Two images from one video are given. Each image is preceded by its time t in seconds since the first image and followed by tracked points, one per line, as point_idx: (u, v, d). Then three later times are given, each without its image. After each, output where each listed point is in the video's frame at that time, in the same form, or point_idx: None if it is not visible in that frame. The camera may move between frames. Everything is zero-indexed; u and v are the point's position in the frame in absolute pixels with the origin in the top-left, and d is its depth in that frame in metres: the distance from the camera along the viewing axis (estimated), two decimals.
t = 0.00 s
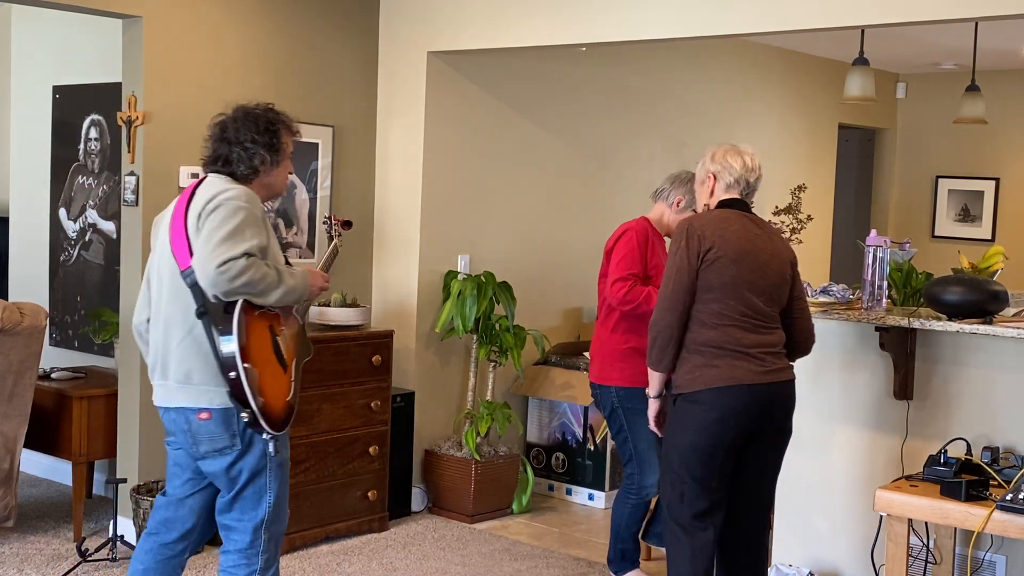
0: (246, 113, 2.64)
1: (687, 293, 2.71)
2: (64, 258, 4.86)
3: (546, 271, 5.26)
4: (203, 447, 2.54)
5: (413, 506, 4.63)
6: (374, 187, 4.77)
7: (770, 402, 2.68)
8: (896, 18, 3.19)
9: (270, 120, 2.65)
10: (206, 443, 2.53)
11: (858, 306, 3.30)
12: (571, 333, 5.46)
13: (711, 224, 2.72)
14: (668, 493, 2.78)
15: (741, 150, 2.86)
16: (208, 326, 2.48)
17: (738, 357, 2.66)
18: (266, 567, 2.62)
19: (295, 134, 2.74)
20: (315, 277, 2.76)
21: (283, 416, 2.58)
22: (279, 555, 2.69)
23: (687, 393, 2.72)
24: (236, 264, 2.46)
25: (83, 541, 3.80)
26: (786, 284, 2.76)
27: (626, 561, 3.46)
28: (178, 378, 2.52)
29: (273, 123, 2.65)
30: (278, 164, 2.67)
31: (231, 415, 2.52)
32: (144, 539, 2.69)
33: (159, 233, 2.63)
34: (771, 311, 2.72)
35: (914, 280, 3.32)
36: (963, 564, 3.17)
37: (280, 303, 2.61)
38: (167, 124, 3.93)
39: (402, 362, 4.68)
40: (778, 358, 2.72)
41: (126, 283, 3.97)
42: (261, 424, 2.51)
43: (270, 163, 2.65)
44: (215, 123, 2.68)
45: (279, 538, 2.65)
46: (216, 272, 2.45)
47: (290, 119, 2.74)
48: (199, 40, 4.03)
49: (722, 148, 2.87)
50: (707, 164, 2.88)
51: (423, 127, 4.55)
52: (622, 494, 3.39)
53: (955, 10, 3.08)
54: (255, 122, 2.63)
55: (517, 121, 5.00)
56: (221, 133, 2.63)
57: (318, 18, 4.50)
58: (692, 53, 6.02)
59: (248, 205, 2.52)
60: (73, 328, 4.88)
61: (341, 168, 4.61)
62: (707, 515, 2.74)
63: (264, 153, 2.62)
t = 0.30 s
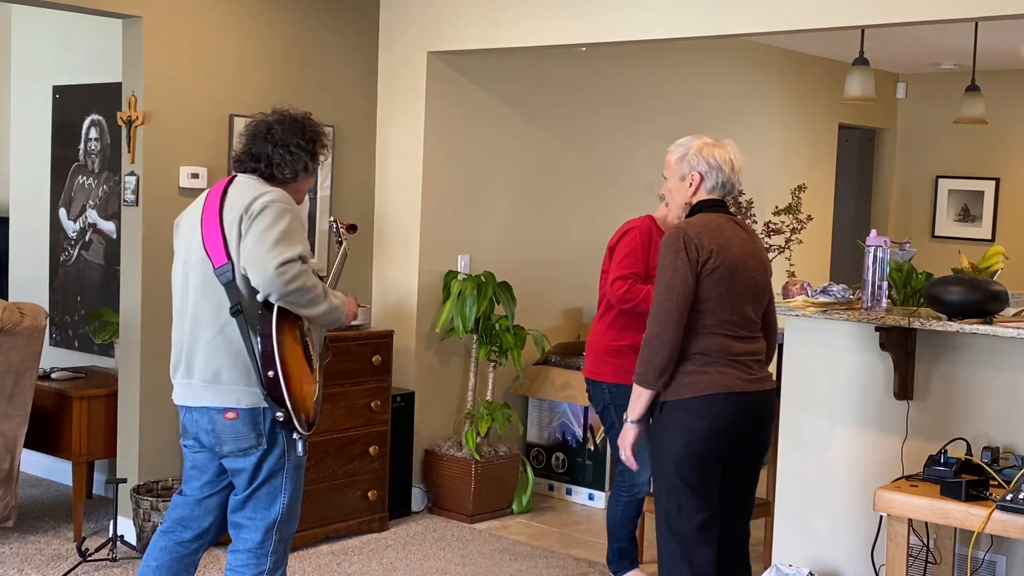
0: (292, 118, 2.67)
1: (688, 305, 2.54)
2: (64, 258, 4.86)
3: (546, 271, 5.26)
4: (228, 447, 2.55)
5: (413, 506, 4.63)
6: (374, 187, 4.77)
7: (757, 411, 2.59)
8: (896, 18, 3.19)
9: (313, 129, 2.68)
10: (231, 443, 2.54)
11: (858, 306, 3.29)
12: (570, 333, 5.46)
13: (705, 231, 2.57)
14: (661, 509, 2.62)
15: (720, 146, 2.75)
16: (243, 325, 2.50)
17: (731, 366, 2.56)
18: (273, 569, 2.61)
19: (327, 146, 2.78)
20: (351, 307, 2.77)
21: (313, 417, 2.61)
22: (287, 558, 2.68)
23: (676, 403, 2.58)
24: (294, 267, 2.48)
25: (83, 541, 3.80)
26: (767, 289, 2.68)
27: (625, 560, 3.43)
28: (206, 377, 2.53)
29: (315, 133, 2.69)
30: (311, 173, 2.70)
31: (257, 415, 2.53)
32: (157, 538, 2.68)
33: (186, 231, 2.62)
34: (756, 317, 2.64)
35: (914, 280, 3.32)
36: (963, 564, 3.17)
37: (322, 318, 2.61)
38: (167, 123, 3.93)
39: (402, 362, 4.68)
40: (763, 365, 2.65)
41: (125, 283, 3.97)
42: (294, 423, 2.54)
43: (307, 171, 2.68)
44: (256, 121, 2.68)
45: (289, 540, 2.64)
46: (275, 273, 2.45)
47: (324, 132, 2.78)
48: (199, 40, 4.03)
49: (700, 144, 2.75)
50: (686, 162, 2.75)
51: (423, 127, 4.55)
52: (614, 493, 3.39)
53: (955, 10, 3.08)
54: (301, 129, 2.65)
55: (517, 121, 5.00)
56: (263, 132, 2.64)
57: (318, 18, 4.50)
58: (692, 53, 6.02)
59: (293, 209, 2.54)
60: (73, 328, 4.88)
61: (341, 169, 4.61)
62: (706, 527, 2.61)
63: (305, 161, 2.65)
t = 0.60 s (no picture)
0: (295, 118, 2.67)
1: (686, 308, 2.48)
2: (64, 258, 4.86)
3: (546, 271, 5.26)
4: (226, 446, 2.55)
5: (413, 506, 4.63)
6: (374, 187, 4.77)
7: (745, 417, 2.58)
8: (896, 19, 3.19)
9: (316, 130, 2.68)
10: (229, 443, 2.54)
11: (858, 306, 3.29)
12: (570, 333, 5.45)
13: (696, 232, 2.53)
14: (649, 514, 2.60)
15: (702, 142, 2.71)
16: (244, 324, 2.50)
17: (722, 371, 2.54)
18: (270, 569, 2.61)
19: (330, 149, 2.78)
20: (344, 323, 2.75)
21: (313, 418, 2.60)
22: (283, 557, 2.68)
23: (668, 410, 2.54)
24: (307, 273, 2.49)
25: (83, 541, 3.80)
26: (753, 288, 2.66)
27: (624, 557, 3.41)
28: (205, 376, 2.53)
29: (318, 134, 2.69)
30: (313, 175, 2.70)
31: (257, 415, 2.54)
32: (154, 537, 2.68)
33: (189, 230, 2.62)
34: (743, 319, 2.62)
35: (914, 280, 3.32)
36: (963, 563, 3.18)
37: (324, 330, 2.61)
38: (167, 123, 3.93)
39: (402, 362, 4.67)
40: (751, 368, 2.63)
41: (125, 283, 3.97)
42: (295, 423, 2.53)
43: (308, 173, 2.68)
44: (259, 121, 2.68)
45: (286, 540, 2.64)
46: (292, 279, 2.46)
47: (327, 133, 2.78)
48: (198, 40, 4.03)
49: (682, 141, 2.71)
50: (668, 160, 2.71)
51: (423, 127, 4.55)
52: (613, 488, 3.38)
53: (955, 10, 3.07)
54: (304, 129, 2.65)
55: (517, 121, 5.00)
56: (265, 131, 2.64)
57: (317, 18, 4.50)
58: (693, 52, 6.02)
59: (299, 214, 2.55)
60: (73, 328, 4.88)
61: (341, 168, 4.61)
62: (697, 534, 2.58)
63: (307, 162, 2.65)
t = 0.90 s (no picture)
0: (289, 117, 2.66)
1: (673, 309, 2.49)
2: (64, 258, 4.86)
3: (546, 271, 5.26)
4: (218, 447, 2.55)
5: (413, 506, 4.63)
6: (374, 187, 4.77)
7: (744, 415, 2.58)
8: (896, 19, 3.19)
9: (311, 128, 2.68)
10: (221, 443, 2.54)
11: (858, 306, 3.29)
12: (570, 333, 5.45)
13: (685, 232, 2.52)
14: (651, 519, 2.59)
15: (693, 138, 2.69)
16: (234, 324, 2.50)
17: (719, 370, 2.54)
18: (262, 570, 2.61)
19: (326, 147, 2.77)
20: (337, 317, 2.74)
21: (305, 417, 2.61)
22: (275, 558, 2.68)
23: (667, 411, 2.54)
24: (294, 274, 2.48)
25: (83, 541, 3.80)
26: (749, 285, 2.65)
27: (625, 555, 3.36)
28: (197, 377, 2.53)
29: (313, 132, 2.68)
30: (308, 173, 2.70)
31: (248, 416, 2.54)
32: (151, 536, 2.68)
33: (182, 232, 2.62)
34: (739, 317, 2.61)
35: (914, 280, 3.32)
36: (963, 564, 3.17)
37: (315, 330, 2.61)
38: (167, 123, 3.93)
39: (402, 362, 4.67)
40: (749, 365, 2.63)
41: (125, 284, 3.97)
42: (284, 424, 2.53)
43: (303, 171, 2.67)
44: (253, 119, 2.68)
45: (278, 541, 2.64)
46: (281, 281, 2.45)
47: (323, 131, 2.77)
48: (199, 40, 4.03)
49: (671, 138, 2.69)
50: (657, 158, 2.70)
51: (423, 127, 4.55)
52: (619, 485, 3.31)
53: (955, 10, 3.07)
54: (298, 128, 2.65)
55: (517, 121, 5.00)
56: (258, 130, 2.64)
57: (317, 18, 4.50)
58: (693, 52, 6.02)
59: (291, 213, 2.54)
60: (73, 328, 4.88)
61: (341, 168, 4.61)
62: (699, 536, 2.58)
63: (302, 160, 2.64)
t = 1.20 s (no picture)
0: (279, 115, 2.67)
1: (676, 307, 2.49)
2: (64, 258, 4.86)
3: (546, 271, 5.26)
4: (216, 447, 2.55)
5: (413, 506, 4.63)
6: (374, 187, 4.77)
7: (744, 411, 2.59)
8: (896, 19, 3.19)
9: (303, 124, 2.68)
10: (219, 443, 2.54)
11: (858, 306, 3.29)
12: (570, 333, 5.45)
13: (692, 231, 2.52)
14: (654, 516, 2.59)
15: (693, 136, 2.69)
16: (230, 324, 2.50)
17: (723, 367, 2.54)
18: (261, 571, 2.61)
19: (324, 141, 2.77)
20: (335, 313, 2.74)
21: (302, 418, 2.61)
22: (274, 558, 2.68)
23: (672, 407, 2.54)
24: (290, 275, 2.47)
25: (83, 541, 3.80)
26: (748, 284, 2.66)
27: (631, 546, 3.32)
28: (194, 377, 2.54)
29: (305, 128, 2.68)
30: (303, 169, 2.70)
31: (244, 416, 2.54)
32: (153, 536, 2.68)
33: (180, 235, 2.63)
34: (740, 315, 2.62)
35: (914, 280, 3.32)
36: (963, 564, 3.18)
37: (313, 330, 2.61)
38: (167, 123, 3.93)
39: (402, 362, 4.68)
40: (749, 361, 2.64)
41: (125, 284, 3.97)
42: (280, 425, 2.53)
43: (297, 168, 2.68)
44: (246, 121, 2.70)
45: (276, 541, 2.64)
46: (275, 281, 2.45)
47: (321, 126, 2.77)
48: (199, 40, 4.03)
49: (673, 136, 2.67)
50: (660, 156, 2.68)
51: (423, 127, 4.55)
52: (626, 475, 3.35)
53: (956, 10, 3.07)
54: (288, 125, 2.65)
55: (517, 121, 5.00)
56: (249, 131, 2.66)
57: (318, 17, 4.50)
58: (693, 52, 6.02)
59: (288, 213, 2.54)
60: (73, 328, 4.88)
61: (341, 168, 4.61)
62: (702, 532, 2.58)
63: (292, 157, 2.65)
